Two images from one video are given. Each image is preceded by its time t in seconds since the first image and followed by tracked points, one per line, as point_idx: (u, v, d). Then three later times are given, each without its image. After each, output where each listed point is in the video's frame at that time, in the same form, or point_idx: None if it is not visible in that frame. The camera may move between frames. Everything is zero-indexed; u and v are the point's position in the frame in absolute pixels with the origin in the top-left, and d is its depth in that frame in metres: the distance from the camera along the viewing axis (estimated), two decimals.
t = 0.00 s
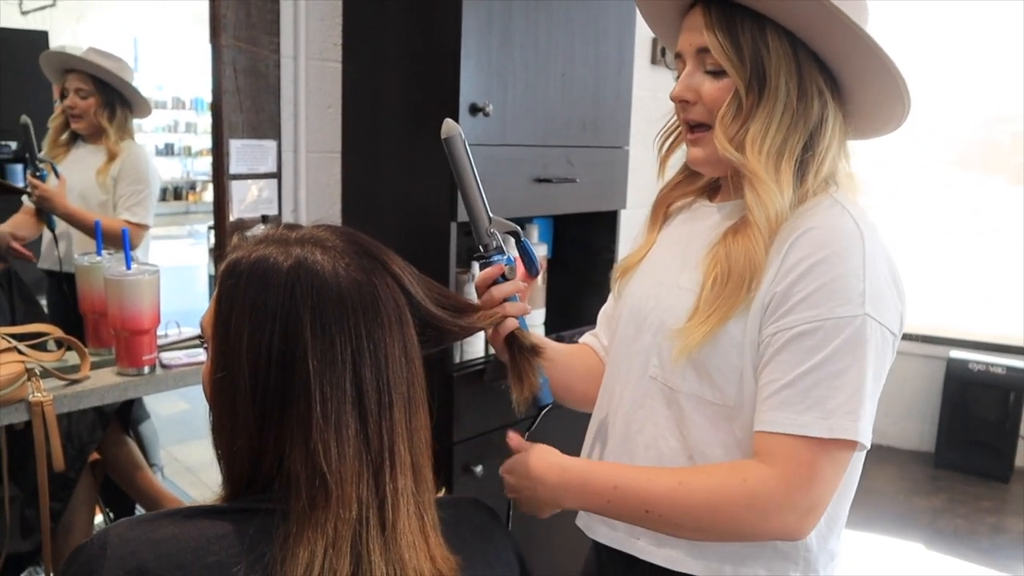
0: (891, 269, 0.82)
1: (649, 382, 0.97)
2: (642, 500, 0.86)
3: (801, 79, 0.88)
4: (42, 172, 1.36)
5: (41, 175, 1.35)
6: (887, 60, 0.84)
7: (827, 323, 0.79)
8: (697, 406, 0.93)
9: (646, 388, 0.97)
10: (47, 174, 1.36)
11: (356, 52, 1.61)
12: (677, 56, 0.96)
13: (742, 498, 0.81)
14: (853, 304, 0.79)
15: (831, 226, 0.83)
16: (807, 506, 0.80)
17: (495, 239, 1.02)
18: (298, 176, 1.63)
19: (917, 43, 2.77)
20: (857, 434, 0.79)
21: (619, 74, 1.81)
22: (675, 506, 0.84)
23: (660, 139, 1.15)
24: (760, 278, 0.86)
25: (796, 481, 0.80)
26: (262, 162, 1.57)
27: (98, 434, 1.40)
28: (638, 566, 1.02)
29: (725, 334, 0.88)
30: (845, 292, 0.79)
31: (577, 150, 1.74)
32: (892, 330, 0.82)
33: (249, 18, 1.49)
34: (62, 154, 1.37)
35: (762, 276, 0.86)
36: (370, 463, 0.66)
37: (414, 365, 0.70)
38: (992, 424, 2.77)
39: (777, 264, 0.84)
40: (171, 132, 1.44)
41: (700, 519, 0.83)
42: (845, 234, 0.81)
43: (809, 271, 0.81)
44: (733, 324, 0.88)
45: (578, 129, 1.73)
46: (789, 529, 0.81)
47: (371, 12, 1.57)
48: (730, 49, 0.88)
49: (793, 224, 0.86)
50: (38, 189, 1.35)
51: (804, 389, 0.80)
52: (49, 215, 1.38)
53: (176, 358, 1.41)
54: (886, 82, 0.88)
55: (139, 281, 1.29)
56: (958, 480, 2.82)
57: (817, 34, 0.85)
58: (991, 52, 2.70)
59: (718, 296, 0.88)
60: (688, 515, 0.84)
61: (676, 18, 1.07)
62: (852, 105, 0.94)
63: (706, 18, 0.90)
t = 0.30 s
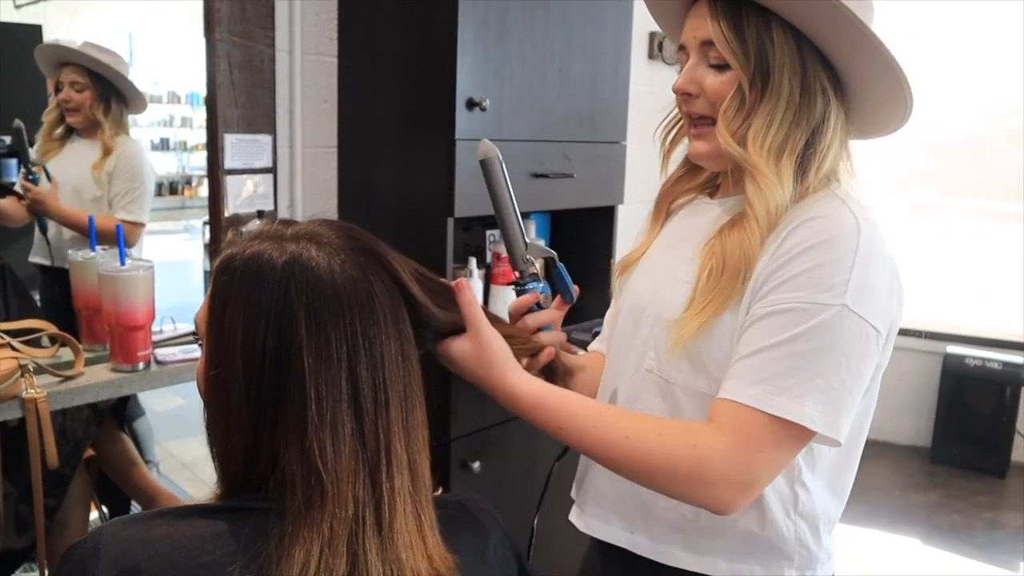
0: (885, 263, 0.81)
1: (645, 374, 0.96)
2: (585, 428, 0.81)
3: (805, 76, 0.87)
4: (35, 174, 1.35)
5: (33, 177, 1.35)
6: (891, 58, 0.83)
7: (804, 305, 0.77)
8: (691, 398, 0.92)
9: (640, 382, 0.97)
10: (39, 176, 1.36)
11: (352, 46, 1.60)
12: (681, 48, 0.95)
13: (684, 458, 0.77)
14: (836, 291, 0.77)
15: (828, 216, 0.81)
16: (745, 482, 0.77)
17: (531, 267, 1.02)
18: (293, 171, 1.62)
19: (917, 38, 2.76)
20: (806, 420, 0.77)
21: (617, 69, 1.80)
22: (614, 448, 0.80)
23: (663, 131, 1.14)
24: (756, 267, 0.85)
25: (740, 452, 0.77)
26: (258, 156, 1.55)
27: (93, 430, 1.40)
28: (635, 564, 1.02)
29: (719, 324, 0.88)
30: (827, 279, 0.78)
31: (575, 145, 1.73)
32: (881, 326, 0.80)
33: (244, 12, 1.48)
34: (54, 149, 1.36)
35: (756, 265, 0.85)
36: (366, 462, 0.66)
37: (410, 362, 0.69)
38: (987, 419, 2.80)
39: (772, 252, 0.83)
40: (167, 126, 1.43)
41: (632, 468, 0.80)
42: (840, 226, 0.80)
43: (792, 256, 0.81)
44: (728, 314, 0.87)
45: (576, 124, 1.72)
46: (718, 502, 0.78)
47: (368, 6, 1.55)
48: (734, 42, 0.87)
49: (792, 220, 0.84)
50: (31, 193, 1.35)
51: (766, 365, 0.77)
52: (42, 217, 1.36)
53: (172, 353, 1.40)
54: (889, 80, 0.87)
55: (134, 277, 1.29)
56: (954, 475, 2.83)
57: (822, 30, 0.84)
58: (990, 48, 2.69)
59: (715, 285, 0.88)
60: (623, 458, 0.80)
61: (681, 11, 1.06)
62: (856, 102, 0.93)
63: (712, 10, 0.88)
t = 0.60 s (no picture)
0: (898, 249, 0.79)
1: (649, 369, 0.95)
2: (634, 423, 0.74)
3: (806, 75, 0.86)
4: (26, 169, 1.32)
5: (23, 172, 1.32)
6: (893, 57, 0.82)
7: (831, 290, 0.74)
8: (696, 392, 0.90)
9: (646, 376, 0.95)
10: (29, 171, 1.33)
11: (352, 39, 1.59)
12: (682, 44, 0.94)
13: (743, 451, 0.71)
14: (858, 276, 0.74)
15: (837, 205, 0.80)
16: (799, 475, 0.72)
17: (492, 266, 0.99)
18: (293, 166, 1.61)
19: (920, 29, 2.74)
20: (848, 407, 0.73)
21: (619, 62, 1.78)
22: (667, 443, 0.73)
23: (664, 129, 1.13)
24: (765, 262, 0.83)
25: (791, 442, 0.72)
26: (258, 151, 1.54)
27: (93, 427, 1.39)
28: (640, 562, 1.01)
29: (728, 321, 0.85)
30: (852, 263, 0.75)
31: (577, 138, 1.72)
32: (899, 312, 0.77)
33: (243, 5, 1.46)
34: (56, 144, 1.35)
35: (767, 261, 0.83)
36: (365, 464, 0.65)
37: (410, 361, 0.68)
38: (992, 412, 2.78)
39: (781, 248, 0.81)
40: (168, 121, 1.42)
41: (688, 463, 0.73)
42: (851, 212, 0.79)
43: (819, 241, 0.78)
44: (738, 310, 0.85)
45: (578, 118, 1.71)
46: (774, 498, 0.72)
47: None
48: (735, 41, 0.85)
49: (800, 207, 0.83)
50: (21, 189, 1.32)
51: (796, 353, 0.74)
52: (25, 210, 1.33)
53: (171, 350, 1.39)
54: (892, 78, 0.86)
55: (133, 272, 1.28)
56: (957, 469, 2.81)
57: (824, 28, 0.83)
58: (993, 39, 2.67)
59: (722, 281, 0.86)
60: (676, 454, 0.73)
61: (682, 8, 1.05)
62: (858, 100, 0.92)
63: (711, 7, 0.87)
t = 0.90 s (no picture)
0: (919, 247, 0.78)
1: (670, 370, 0.93)
2: (650, 420, 0.73)
3: (820, 69, 0.85)
4: (16, 182, 1.31)
5: (14, 186, 1.31)
6: (908, 47, 0.81)
7: (853, 286, 0.74)
8: (717, 390, 0.89)
9: (666, 376, 0.94)
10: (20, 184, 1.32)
11: (357, 39, 1.59)
12: (692, 48, 0.93)
13: (760, 448, 0.70)
14: (880, 273, 0.74)
15: (860, 202, 0.79)
16: (815, 471, 0.71)
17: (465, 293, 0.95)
18: (299, 166, 1.61)
19: (926, 25, 2.73)
20: (863, 404, 0.73)
21: (625, 59, 1.77)
22: (684, 440, 0.72)
23: (677, 127, 1.11)
24: (787, 255, 0.82)
25: (809, 439, 0.71)
26: (264, 151, 1.54)
27: (103, 428, 1.39)
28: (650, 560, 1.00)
29: (751, 318, 0.85)
30: (873, 260, 0.75)
31: (584, 136, 1.72)
32: (920, 310, 0.77)
33: (248, 6, 1.46)
34: (63, 146, 1.35)
35: (788, 257, 0.82)
36: (374, 464, 0.65)
37: (418, 361, 0.68)
38: (999, 410, 2.76)
39: (803, 244, 0.80)
40: (174, 122, 1.43)
41: (704, 460, 0.72)
42: (871, 209, 0.78)
43: (841, 237, 0.77)
44: (761, 306, 0.84)
45: (585, 116, 1.70)
46: (788, 495, 0.71)
47: None
48: (745, 40, 0.85)
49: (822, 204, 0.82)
50: (14, 204, 1.32)
51: (815, 348, 0.73)
52: (16, 224, 1.33)
53: (178, 352, 1.40)
54: (909, 68, 0.85)
55: (140, 274, 1.28)
56: (966, 466, 2.80)
57: (835, 23, 0.82)
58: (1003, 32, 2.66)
59: (744, 278, 0.85)
60: (691, 450, 0.72)
61: (687, 8, 1.04)
62: (872, 89, 0.91)
63: (719, 10, 0.86)
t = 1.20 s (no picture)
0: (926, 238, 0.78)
1: (676, 369, 0.94)
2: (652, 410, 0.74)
3: (825, 69, 0.85)
4: (28, 190, 1.32)
5: (28, 194, 1.32)
6: (913, 51, 0.82)
7: (857, 276, 0.74)
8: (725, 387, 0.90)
9: (674, 374, 0.94)
10: (33, 192, 1.33)
11: (363, 38, 1.59)
12: (696, 45, 0.93)
13: (762, 436, 0.70)
14: (885, 263, 0.74)
15: (866, 195, 0.80)
16: (819, 459, 0.72)
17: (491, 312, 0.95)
18: (305, 165, 1.61)
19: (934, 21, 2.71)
20: (867, 391, 0.73)
21: (630, 57, 1.77)
22: (687, 430, 0.73)
23: (678, 128, 1.11)
24: (795, 250, 0.82)
25: (813, 428, 0.71)
26: (270, 151, 1.55)
27: (110, 425, 1.40)
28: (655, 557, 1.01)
29: (757, 314, 0.85)
30: (877, 250, 0.75)
31: (588, 134, 1.72)
32: (926, 302, 0.77)
33: (254, 6, 1.47)
34: (73, 146, 1.36)
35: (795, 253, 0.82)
36: (378, 461, 0.65)
37: (421, 359, 0.68)
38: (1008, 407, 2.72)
39: (808, 239, 0.81)
40: (181, 121, 1.44)
41: (707, 449, 0.72)
42: (878, 202, 0.78)
43: (848, 228, 0.78)
44: (767, 304, 0.85)
45: (589, 114, 1.71)
46: (792, 485, 0.71)
47: None
48: (751, 38, 0.85)
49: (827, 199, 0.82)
50: (27, 211, 1.32)
51: (820, 337, 0.74)
52: (33, 232, 1.33)
53: (186, 350, 1.41)
54: (913, 75, 0.85)
55: (148, 273, 1.29)
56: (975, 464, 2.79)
57: (840, 24, 0.82)
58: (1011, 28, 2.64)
59: (749, 276, 0.86)
60: (695, 439, 0.72)
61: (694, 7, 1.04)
62: (877, 94, 0.91)
63: (726, 5, 0.86)
